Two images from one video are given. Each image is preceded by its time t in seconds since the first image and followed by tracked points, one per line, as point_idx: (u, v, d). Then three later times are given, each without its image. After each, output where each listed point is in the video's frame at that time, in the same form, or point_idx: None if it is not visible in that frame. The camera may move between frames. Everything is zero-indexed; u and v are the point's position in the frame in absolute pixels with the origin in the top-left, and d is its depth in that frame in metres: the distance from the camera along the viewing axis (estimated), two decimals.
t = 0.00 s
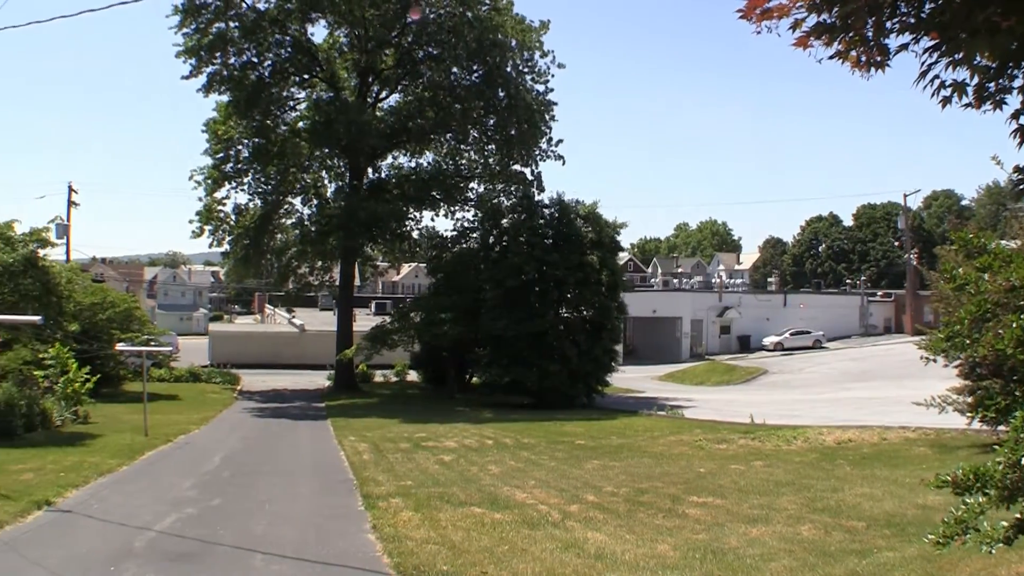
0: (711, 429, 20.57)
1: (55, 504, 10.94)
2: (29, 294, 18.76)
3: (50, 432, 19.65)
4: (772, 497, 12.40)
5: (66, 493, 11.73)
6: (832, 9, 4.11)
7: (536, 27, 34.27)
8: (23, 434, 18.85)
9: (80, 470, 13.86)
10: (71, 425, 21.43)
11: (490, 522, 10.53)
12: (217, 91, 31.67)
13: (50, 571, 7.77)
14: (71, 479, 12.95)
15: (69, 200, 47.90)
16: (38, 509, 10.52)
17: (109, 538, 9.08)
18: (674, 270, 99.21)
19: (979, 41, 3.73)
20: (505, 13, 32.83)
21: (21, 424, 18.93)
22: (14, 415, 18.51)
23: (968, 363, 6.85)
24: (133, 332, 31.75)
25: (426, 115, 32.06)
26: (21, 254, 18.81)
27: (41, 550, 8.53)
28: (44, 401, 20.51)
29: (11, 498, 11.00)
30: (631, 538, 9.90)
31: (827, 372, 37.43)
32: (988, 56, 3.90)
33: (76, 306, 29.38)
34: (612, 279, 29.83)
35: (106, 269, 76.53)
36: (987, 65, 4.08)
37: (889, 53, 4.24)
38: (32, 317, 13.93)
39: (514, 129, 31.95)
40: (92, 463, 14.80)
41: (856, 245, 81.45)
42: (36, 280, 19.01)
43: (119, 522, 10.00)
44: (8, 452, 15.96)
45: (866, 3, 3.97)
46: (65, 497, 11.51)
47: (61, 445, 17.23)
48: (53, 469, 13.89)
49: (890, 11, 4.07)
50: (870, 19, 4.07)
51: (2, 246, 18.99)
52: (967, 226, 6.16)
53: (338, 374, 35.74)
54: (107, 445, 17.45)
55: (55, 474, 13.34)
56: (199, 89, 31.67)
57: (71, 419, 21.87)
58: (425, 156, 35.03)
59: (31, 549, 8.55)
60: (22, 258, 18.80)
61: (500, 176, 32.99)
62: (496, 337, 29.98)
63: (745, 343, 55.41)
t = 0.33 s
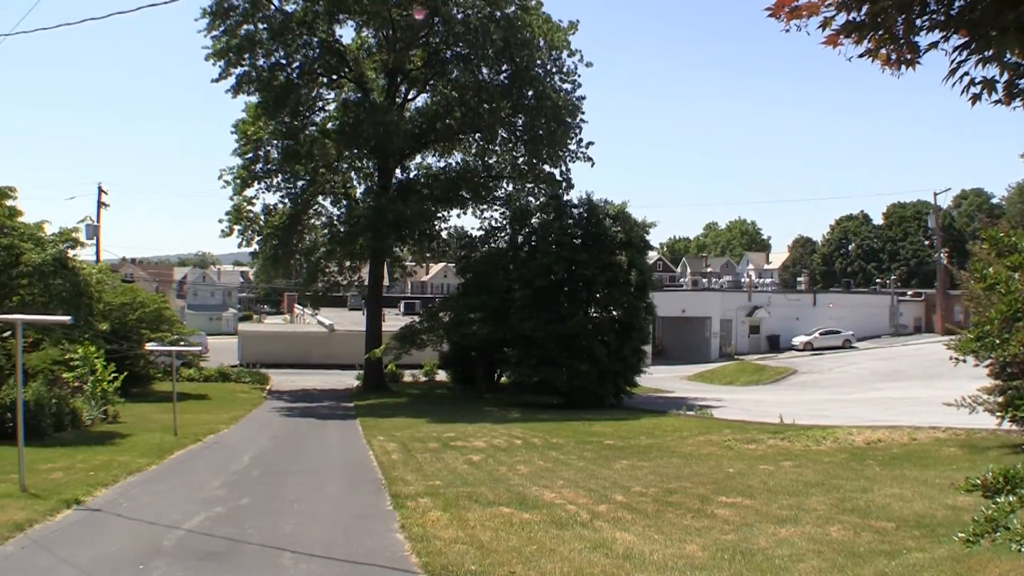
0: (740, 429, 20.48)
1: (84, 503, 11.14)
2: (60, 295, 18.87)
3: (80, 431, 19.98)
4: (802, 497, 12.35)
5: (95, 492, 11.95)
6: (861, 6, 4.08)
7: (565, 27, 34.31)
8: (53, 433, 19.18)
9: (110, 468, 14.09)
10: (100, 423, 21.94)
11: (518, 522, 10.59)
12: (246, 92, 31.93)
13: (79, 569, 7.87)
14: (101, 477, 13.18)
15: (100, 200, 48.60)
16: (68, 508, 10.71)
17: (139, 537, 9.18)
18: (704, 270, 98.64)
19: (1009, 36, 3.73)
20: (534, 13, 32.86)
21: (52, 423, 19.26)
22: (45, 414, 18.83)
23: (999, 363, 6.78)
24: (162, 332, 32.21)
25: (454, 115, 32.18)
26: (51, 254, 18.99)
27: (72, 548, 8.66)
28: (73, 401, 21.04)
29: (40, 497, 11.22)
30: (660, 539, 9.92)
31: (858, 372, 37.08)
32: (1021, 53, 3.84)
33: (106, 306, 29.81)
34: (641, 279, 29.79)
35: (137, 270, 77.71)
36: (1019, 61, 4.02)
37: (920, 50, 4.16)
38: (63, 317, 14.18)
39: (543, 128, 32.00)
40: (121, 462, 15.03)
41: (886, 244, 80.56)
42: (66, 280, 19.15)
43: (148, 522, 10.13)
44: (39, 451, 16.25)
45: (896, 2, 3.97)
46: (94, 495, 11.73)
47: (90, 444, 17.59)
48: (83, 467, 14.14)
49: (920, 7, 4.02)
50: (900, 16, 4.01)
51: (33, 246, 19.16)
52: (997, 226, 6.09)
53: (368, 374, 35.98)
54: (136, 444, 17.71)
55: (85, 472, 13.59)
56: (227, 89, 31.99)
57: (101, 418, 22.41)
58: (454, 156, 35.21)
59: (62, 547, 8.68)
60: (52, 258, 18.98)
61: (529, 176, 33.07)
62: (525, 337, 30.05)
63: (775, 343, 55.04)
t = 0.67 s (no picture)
0: (773, 429, 20.34)
1: (117, 502, 11.37)
2: (92, 295, 19.25)
3: (114, 430, 20.35)
4: (834, 498, 12.28)
5: (128, 491, 12.20)
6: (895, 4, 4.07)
7: (595, 26, 34.37)
8: (88, 432, 19.54)
9: (143, 468, 14.35)
10: (133, 422, 22.34)
11: (549, 521, 10.64)
12: (278, 94, 32.00)
13: (113, 567, 8.02)
14: (134, 476, 13.44)
15: (134, 202, 49.38)
16: (102, 506, 10.94)
17: (173, 537, 9.33)
18: (736, 270, 97.97)
19: None
20: (565, 13, 32.98)
21: (86, 422, 19.63)
22: (78, 413, 19.20)
23: None
24: (195, 332, 32.68)
25: (485, 115, 32.29)
26: (83, 254, 19.34)
27: (106, 546, 8.83)
28: (106, 401, 21.47)
29: (75, 495, 11.47)
30: (691, 539, 9.92)
31: (892, 372, 36.66)
32: None
33: (140, 306, 30.30)
34: (673, 279, 29.70)
35: (171, 271, 78.95)
36: None
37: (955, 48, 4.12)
38: (96, 317, 14.47)
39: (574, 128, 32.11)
40: (155, 461, 15.29)
41: (919, 243, 79.50)
42: (100, 279, 19.50)
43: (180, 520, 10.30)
44: (73, 450, 16.56)
45: None
46: (127, 494, 11.96)
47: (122, 443, 17.92)
48: (116, 467, 14.42)
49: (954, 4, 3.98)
50: (932, 12, 3.98)
51: (66, 246, 19.44)
52: None
53: (400, 373, 36.17)
54: (169, 444, 17.99)
55: (118, 471, 13.85)
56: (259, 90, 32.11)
57: (134, 417, 22.83)
58: (485, 156, 35.37)
59: (96, 545, 8.85)
60: (85, 258, 19.33)
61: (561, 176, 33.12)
62: (556, 336, 30.08)
63: (808, 343, 54.58)
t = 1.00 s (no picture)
0: (810, 429, 20.19)
1: (154, 501, 11.65)
2: (128, 294, 19.80)
3: (151, 429, 20.74)
4: (871, 498, 12.19)
5: (165, 489, 12.45)
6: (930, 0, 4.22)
7: (629, 24, 34.31)
8: (125, 431, 19.94)
9: (179, 467, 14.60)
10: (170, 421, 22.75)
11: (585, 522, 10.68)
12: (313, 95, 32.32)
13: (150, 565, 8.20)
14: (170, 475, 13.72)
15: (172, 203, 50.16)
16: (138, 505, 11.20)
17: (210, 536, 9.50)
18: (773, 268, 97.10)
19: None
20: (600, 12, 33.02)
21: (124, 422, 20.00)
22: (116, 413, 19.64)
23: None
24: (232, 332, 33.14)
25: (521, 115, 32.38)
26: (119, 254, 19.76)
27: (142, 545, 9.02)
28: (143, 401, 21.93)
29: (113, 494, 11.76)
30: (727, 539, 9.91)
31: (932, 371, 36.17)
32: None
33: (176, 305, 30.88)
34: (710, 278, 29.56)
35: (209, 272, 80.19)
36: None
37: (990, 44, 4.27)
38: (134, 318, 14.75)
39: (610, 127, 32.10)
40: (192, 460, 15.54)
41: (957, 241, 78.19)
42: (136, 279, 20.06)
43: (216, 519, 10.50)
44: (110, 449, 16.91)
45: None
46: (164, 492, 12.22)
47: (159, 442, 18.27)
48: (152, 465, 14.73)
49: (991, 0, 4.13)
50: (970, 9, 4.14)
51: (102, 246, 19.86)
52: None
53: (437, 373, 36.37)
54: (206, 443, 18.29)
55: (154, 470, 14.15)
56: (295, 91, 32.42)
57: (171, 416, 23.27)
58: (521, 156, 35.47)
59: (132, 543, 9.06)
60: (120, 258, 19.78)
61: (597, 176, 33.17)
62: (593, 336, 30.10)
63: (845, 342, 54.02)
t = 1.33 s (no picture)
0: (848, 430, 20.08)
1: (192, 500, 11.96)
2: (166, 295, 20.29)
3: (189, 429, 21.17)
4: (910, 500, 12.11)
5: (203, 489, 12.74)
6: None
7: (666, 23, 34.27)
8: (163, 431, 20.41)
9: (218, 467, 14.94)
10: (209, 421, 23.21)
11: (622, 522, 10.78)
12: (350, 96, 32.72)
13: (188, 564, 8.42)
14: (208, 475, 14.05)
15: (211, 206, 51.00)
16: (176, 505, 11.50)
17: (249, 536, 9.74)
18: (811, 267, 96.14)
19: None
20: (637, 13, 33.11)
21: (162, 422, 20.43)
22: (154, 413, 20.10)
23: None
24: (270, 332, 33.65)
25: (559, 114, 32.48)
26: (156, 255, 20.13)
27: (181, 543, 9.28)
28: (182, 401, 22.43)
29: (151, 493, 12.10)
30: (767, 540, 9.95)
31: (973, 370, 35.66)
32: None
33: (215, 306, 31.50)
34: (749, 279, 29.46)
35: (247, 274, 81.49)
36: None
37: None
38: (181, 321, 15.34)
39: (646, 127, 32.06)
40: (231, 460, 15.86)
41: (998, 240, 76.97)
42: (174, 280, 20.53)
43: (254, 519, 10.76)
44: (149, 449, 17.33)
45: None
46: (203, 493, 12.50)
47: (197, 442, 18.61)
48: (190, 465, 15.08)
49: None
50: (1008, 10, 4.50)
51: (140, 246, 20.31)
52: None
53: (475, 373, 36.64)
54: (245, 443, 18.63)
55: (193, 470, 14.49)
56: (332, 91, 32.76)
57: (210, 416, 23.75)
58: (559, 156, 35.57)
59: (171, 542, 9.32)
60: (159, 259, 20.20)
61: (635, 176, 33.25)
62: (631, 336, 30.13)
63: (883, 342, 53.50)
